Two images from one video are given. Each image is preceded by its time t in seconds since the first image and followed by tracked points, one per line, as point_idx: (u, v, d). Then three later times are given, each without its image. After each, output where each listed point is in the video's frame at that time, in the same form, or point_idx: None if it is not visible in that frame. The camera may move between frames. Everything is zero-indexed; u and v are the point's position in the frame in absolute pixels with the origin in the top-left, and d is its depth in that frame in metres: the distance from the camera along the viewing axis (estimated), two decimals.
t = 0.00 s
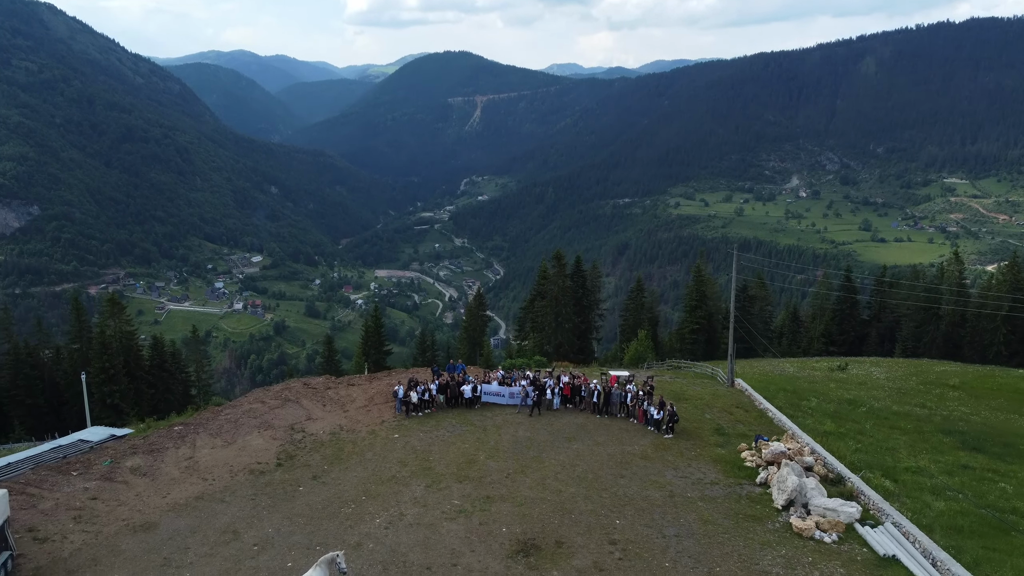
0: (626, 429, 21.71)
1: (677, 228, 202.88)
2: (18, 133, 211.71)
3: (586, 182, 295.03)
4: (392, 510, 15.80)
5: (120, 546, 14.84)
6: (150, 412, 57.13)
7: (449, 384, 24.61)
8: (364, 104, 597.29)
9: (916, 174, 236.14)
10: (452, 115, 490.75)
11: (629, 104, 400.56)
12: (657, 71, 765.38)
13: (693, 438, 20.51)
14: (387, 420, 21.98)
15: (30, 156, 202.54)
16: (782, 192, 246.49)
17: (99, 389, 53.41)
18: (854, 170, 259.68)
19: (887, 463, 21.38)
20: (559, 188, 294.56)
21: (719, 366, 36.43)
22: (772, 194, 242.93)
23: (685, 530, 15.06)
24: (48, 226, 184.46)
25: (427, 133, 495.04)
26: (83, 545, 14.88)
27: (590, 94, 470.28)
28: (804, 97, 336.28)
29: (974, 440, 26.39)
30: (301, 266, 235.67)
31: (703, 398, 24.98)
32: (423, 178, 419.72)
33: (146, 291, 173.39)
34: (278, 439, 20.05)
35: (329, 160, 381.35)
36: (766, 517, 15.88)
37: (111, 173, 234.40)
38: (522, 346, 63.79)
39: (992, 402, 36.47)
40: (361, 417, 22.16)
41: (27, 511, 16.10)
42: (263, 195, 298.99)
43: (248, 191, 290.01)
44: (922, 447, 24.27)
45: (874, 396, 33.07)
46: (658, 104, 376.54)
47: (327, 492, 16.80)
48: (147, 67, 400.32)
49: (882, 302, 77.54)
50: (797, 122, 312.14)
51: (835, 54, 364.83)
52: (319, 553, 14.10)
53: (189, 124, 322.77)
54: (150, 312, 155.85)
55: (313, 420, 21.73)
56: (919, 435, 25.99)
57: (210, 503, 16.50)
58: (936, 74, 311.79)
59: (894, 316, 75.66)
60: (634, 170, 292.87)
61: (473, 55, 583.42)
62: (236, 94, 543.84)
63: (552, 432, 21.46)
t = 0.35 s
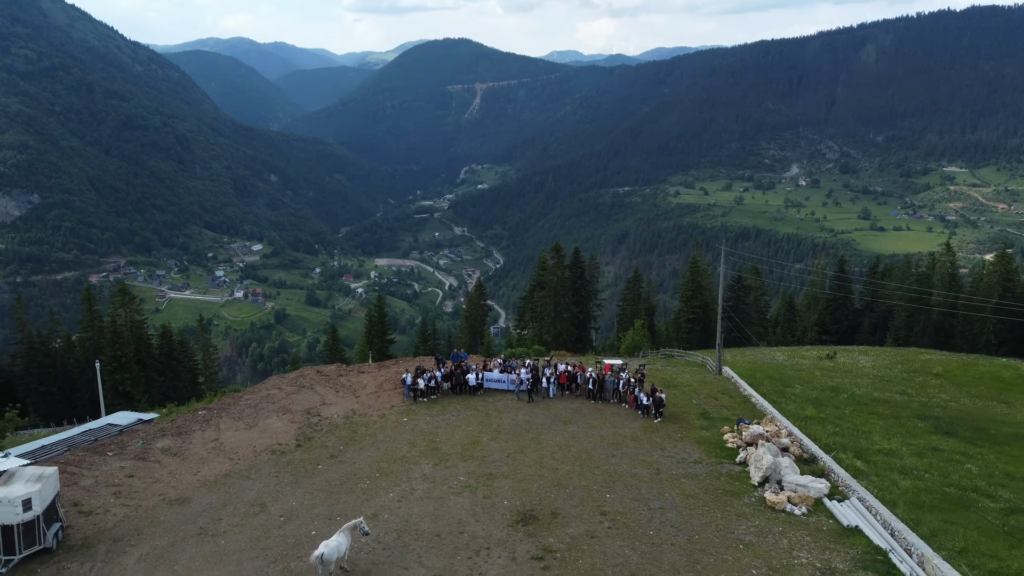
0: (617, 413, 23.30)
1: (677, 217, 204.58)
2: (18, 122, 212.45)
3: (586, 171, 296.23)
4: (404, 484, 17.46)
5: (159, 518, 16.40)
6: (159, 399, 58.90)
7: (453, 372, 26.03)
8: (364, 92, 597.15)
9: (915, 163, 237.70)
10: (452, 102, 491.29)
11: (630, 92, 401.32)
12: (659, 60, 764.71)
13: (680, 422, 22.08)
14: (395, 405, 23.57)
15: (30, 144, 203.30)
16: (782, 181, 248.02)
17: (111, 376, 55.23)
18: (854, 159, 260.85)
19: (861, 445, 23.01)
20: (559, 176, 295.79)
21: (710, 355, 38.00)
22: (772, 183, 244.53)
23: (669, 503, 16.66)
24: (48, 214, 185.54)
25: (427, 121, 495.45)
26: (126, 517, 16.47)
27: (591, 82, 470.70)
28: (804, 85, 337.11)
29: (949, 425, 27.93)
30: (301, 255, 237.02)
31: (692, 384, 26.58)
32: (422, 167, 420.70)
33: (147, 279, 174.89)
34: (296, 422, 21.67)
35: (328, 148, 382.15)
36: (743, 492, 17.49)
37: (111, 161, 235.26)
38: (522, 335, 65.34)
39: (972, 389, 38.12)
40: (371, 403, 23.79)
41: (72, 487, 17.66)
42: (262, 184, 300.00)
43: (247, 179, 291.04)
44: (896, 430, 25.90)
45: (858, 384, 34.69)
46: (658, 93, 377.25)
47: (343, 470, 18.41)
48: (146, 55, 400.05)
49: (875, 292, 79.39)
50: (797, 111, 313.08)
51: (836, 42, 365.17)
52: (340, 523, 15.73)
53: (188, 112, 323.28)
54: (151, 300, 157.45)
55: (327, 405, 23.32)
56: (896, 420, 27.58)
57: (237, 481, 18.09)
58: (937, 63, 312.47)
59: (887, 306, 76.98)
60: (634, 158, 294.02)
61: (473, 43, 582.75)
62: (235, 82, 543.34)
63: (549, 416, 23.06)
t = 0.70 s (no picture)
0: (611, 399, 24.84)
1: (676, 206, 205.96)
2: (18, 111, 213.09)
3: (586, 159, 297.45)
4: (414, 463, 19.08)
5: (191, 494, 18.02)
6: (170, 387, 60.56)
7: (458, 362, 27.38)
8: (363, 81, 597.27)
9: (915, 152, 239.12)
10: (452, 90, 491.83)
11: (630, 80, 401.65)
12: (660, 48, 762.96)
13: (668, 407, 23.66)
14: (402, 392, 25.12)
15: (31, 133, 203.84)
16: (781, 169, 249.13)
17: (121, 364, 56.84)
18: (854, 148, 261.62)
19: (838, 429, 24.56)
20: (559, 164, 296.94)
21: (702, 344, 39.61)
22: (773, 171, 245.84)
23: (655, 480, 18.28)
24: (49, 203, 186.57)
25: (427, 109, 495.81)
26: (159, 493, 18.03)
27: (591, 70, 470.91)
28: (804, 74, 337.91)
29: (926, 412, 29.53)
30: (302, 244, 238.34)
31: (681, 372, 28.18)
32: (422, 155, 421.01)
33: (148, 268, 176.31)
34: (312, 407, 23.32)
35: (327, 137, 382.86)
36: (724, 471, 19.10)
37: (111, 150, 235.84)
38: (521, 325, 66.89)
39: (954, 377, 39.68)
40: (380, 388, 25.41)
41: (107, 467, 19.19)
42: (262, 172, 301.01)
43: (247, 168, 291.91)
44: (874, 415, 27.51)
45: (842, 372, 36.36)
46: (659, 81, 377.71)
47: (357, 451, 20.03)
48: (145, 44, 399.74)
49: (869, 282, 80.72)
50: (797, 100, 314.00)
51: (837, 30, 365.81)
52: (356, 497, 17.35)
53: (187, 100, 323.52)
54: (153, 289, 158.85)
55: (340, 392, 24.92)
56: (874, 406, 29.18)
57: (259, 460, 19.66)
58: (937, 52, 312.75)
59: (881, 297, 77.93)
60: (634, 147, 295.20)
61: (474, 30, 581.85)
62: (233, 70, 543.07)
63: (546, 401, 24.61)
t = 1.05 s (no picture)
0: (606, 384, 26.41)
1: (676, 194, 207.09)
2: (18, 99, 213.48)
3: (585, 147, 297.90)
4: (422, 444, 20.61)
5: (217, 472, 19.55)
6: (178, 375, 62.08)
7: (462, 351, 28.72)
8: (362, 68, 596.26)
9: (915, 140, 240.00)
10: (453, 78, 491.61)
11: (630, 68, 401.39)
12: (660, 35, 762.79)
13: (660, 393, 25.21)
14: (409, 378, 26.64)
15: (31, 121, 204.39)
16: (781, 158, 249.76)
17: (132, 353, 58.42)
18: (854, 136, 262.54)
19: (819, 414, 26.12)
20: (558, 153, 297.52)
21: (695, 334, 41.13)
22: (772, 160, 246.75)
23: (644, 460, 19.90)
24: (50, 192, 187.52)
25: (426, 97, 495.43)
26: (188, 471, 19.57)
27: (592, 57, 470.58)
28: (804, 62, 337.94)
29: (905, 397, 31.15)
30: (302, 232, 239.44)
31: (671, 360, 29.75)
32: (422, 143, 421.58)
33: (149, 257, 177.52)
34: (325, 393, 24.90)
35: (327, 125, 383.03)
36: (709, 451, 20.70)
37: (111, 139, 236.37)
38: (522, 314, 68.41)
39: (938, 366, 41.21)
40: (388, 376, 26.98)
41: (138, 447, 20.72)
42: (262, 161, 301.67)
43: (247, 156, 292.69)
44: (854, 402, 29.07)
45: (828, 360, 37.90)
46: (659, 69, 377.37)
47: (369, 432, 21.62)
48: (143, 31, 399.02)
49: (862, 271, 82.08)
50: (798, 88, 314.29)
51: (837, 17, 365.49)
52: (370, 475, 18.94)
53: (186, 89, 323.73)
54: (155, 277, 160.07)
55: (351, 378, 26.50)
56: (856, 393, 30.74)
57: (279, 442, 21.27)
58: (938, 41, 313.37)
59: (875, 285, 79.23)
60: (634, 135, 295.76)
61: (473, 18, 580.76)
62: (232, 58, 541.98)
63: (545, 388, 26.13)
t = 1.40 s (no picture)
0: (601, 377, 27.83)
1: (676, 187, 208.21)
2: (18, 93, 213.93)
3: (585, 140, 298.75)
4: (429, 433, 22.09)
5: (238, 459, 20.98)
6: (186, 369, 63.46)
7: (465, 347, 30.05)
8: (361, 61, 596.04)
9: (915, 133, 241.14)
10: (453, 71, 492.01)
11: (631, 60, 401.84)
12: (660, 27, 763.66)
13: (653, 385, 26.67)
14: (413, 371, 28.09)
15: (31, 115, 204.92)
16: (781, 151, 250.64)
17: (142, 346, 59.86)
18: (854, 129, 263.53)
19: (804, 405, 27.52)
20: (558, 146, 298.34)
21: (689, 329, 42.47)
22: (772, 153, 247.58)
23: (637, 447, 21.36)
24: (50, 185, 188.29)
25: (427, 89, 495.66)
26: (212, 459, 20.99)
27: (592, 50, 471.07)
28: (805, 54, 338.48)
29: (888, 389, 32.52)
30: (302, 226, 240.45)
31: (665, 354, 31.17)
32: (422, 136, 422.16)
33: (150, 250, 178.63)
34: (336, 385, 26.38)
35: (327, 118, 383.36)
36: (697, 439, 22.15)
37: (111, 132, 236.95)
38: (522, 308, 69.79)
39: (923, 360, 42.60)
40: (395, 369, 28.39)
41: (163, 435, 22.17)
42: (262, 154, 302.32)
43: (247, 150, 293.32)
44: (839, 394, 30.47)
45: (817, 353, 39.32)
46: (660, 61, 377.74)
47: (379, 422, 23.08)
48: (143, 24, 398.75)
49: (856, 267, 82.94)
50: (798, 81, 315.10)
51: (837, 10, 365.79)
52: (382, 461, 20.38)
53: (186, 82, 324.00)
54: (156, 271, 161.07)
55: (361, 371, 27.92)
56: (842, 385, 32.17)
57: (294, 431, 22.69)
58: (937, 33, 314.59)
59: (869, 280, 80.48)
60: (634, 128, 296.59)
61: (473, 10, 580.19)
62: (232, 50, 541.70)
63: (543, 382, 27.58)
